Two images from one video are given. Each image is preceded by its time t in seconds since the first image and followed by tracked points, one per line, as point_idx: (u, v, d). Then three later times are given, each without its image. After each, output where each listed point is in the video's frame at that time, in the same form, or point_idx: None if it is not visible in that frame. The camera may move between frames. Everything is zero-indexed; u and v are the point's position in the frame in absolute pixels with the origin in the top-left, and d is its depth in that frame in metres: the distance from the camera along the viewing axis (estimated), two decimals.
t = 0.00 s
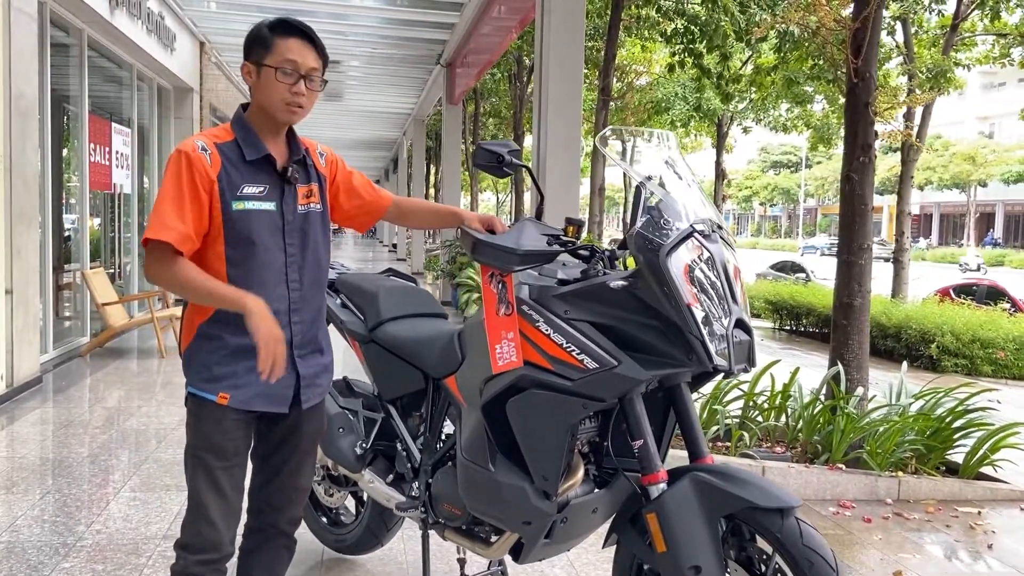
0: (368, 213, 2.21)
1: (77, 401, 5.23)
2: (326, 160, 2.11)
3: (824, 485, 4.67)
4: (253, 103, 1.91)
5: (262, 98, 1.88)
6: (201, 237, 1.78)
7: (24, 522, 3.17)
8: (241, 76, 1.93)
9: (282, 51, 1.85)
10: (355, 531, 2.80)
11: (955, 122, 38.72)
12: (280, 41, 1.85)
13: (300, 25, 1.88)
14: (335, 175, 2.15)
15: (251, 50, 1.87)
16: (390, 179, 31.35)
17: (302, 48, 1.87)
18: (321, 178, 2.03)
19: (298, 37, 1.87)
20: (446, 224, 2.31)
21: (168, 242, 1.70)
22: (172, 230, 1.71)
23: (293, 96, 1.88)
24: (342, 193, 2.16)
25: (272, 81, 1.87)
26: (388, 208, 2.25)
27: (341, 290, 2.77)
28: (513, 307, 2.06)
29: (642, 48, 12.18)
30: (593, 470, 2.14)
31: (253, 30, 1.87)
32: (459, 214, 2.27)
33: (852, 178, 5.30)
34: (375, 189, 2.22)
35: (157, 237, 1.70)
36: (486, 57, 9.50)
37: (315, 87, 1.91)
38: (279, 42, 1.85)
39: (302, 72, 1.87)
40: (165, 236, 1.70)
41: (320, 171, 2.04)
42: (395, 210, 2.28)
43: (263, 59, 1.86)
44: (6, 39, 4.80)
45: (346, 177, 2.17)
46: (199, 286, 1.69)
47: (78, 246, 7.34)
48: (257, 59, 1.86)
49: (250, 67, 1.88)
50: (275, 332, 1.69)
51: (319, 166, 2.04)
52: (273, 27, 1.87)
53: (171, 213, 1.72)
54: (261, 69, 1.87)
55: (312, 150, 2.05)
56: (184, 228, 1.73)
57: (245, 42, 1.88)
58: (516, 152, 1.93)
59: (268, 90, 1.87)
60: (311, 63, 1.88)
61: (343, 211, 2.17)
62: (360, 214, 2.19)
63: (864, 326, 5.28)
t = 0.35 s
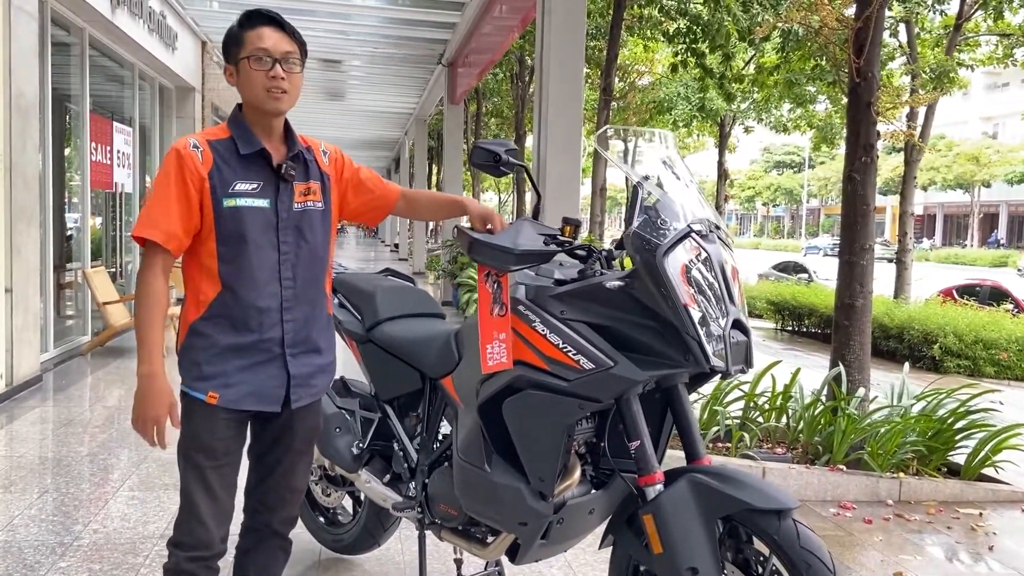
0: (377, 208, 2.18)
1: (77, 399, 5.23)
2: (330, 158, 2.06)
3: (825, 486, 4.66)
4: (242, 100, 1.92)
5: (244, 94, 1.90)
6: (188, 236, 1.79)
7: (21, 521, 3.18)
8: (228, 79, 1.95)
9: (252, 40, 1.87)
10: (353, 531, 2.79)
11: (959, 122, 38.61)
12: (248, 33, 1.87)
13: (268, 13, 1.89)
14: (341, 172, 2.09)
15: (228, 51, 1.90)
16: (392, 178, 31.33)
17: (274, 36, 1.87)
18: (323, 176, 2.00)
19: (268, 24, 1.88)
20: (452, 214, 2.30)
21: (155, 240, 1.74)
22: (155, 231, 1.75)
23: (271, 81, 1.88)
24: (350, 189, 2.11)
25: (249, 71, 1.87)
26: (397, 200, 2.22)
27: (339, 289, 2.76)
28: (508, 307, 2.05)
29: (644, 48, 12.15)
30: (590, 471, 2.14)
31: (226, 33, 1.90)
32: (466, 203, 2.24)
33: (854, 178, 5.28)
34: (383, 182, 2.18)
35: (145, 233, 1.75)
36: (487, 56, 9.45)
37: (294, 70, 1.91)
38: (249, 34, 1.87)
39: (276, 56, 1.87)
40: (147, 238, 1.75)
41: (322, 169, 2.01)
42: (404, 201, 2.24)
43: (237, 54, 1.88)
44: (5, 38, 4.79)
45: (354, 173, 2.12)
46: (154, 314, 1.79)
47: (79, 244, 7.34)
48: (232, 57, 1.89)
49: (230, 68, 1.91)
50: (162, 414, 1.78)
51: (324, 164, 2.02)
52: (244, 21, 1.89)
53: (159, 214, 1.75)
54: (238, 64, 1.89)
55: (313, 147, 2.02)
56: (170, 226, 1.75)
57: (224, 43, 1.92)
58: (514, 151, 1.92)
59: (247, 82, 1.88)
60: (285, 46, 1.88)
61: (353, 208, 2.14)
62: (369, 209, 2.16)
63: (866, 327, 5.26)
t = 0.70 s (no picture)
0: (366, 215, 2.17)
1: (82, 399, 5.26)
2: (321, 161, 2.06)
3: (828, 490, 4.63)
4: (234, 106, 1.92)
5: (235, 102, 1.90)
6: (176, 238, 1.79)
7: (20, 521, 3.20)
8: (220, 84, 1.95)
9: (245, 49, 1.86)
10: (347, 534, 2.80)
11: (970, 121, 38.35)
12: (240, 40, 1.86)
13: (262, 22, 1.89)
14: (331, 176, 2.09)
15: (220, 57, 1.90)
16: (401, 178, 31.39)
17: (265, 44, 1.87)
18: (314, 179, 2.00)
19: (262, 33, 1.88)
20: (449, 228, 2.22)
21: (142, 241, 1.74)
22: (143, 233, 1.75)
23: (262, 90, 1.88)
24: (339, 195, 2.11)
25: (239, 79, 1.87)
26: (389, 210, 2.20)
27: (334, 291, 2.77)
28: (496, 310, 2.05)
29: (652, 48, 12.12)
30: (582, 475, 2.13)
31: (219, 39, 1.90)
32: (463, 218, 2.18)
33: (859, 180, 5.24)
34: (375, 190, 2.18)
35: (133, 233, 1.75)
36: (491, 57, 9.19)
37: (286, 79, 1.90)
38: (241, 42, 1.86)
39: (267, 66, 1.87)
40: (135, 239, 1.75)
41: (313, 173, 2.01)
42: (397, 211, 2.21)
43: (229, 61, 1.87)
44: (10, 40, 4.82)
45: (343, 178, 2.12)
46: (151, 313, 1.78)
47: (86, 245, 7.38)
48: (224, 64, 1.89)
49: (223, 74, 1.91)
50: (171, 409, 1.75)
51: (314, 168, 2.01)
52: (238, 28, 1.88)
53: (147, 215, 1.75)
54: (229, 72, 1.88)
55: (304, 151, 2.02)
56: (158, 228, 1.76)
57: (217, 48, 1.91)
58: (503, 155, 1.92)
59: (238, 91, 1.88)
60: (276, 56, 1.88)
61: (343, 215, 2.14)
62: (358, 215, 2.15)
63: (871, 329, 5.21)
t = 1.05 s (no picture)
0: (354, 215, 2.16)
1: (91, 399, 5.30)
2: (312, 164, 2.07)
3: (836, 494, 4.58)
4: (227, 110, 1.92)
5: (229, 104, 1.90)
6: (171, 243, 1.78)
7: (23, 522, 3.21)
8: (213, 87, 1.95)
9: (242, 53, 1.86)
10: (347, 535, 2.79)
11: (988, 122, 37.96)
12: (237, 43, 1.86)
13: (257, 26, 1.89)
14: (320, 179, 2.10)
15: (216, 59, 1.89)
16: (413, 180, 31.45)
17: (261, 48, 1.87)
18: (305, 181, 2.01)
19: (257, 37, 1.88)
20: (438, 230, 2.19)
21: (136, 247, 1.72)
22: (138, 234, 1.73)
23: (256, 94, 1.88)
24: (329, 197, 2.11)
25: (234, 82, 1.87)
26: (378, 210, 2.19)
27: (333, 294, 2.76)
28: (489, 314, 2.04)
29: (663, 48, 12.06)
30: (577, 479, 2.12)
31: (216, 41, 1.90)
32: (453, 220, 2.14)
33: (869, 181, 5.19)
34: (364, 190, 2.17)
35: (127, 238, 1.73)
36: (502, 58, 9.26)
37: (280, 83, 1.90)
38: (238, 45, 1.87)
39: (263, 70, 1.87)
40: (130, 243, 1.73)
41: (304, 175, 2.01)
42: (386, 211, 2.20)
43: (225, 63, 1.87)
44: (20, 42, 4.86)
45: (333, 180, 2.12)
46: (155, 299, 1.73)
47: (97, 245, 7.42)
48: (219, 66, 1.89)
49: (218, 76, 1.91)
50: (214, 374, 1.72)
51: (305, 171, 2.02)
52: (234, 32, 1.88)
53: (139, 217, 1.74)
54: (224, 73, 1.88)
55: (296, 154, 2.03)
56: (153, 231, 1.74)
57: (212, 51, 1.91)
58: (495, 158, 1.92)
59: (231, 93, 1.88)
60: (271, 60, 1.88)
61: (332, 216, 2.13)
62: (347, 215, 2.15)
63: (881, 332, 5.16)
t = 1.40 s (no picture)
0: (356, 215, 2.16)
1: (101, 399, 5.33)
2: (310, 164, 2.08)
3: (846, 497, 4.54)
4: (225, 111, 1.92)
5: (228, 106, 1.90)
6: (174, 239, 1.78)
7: (31, 521, 3.23)
8: (211, 88, 1.95)
9: (240, 54, 1.86)
10: (350, 536, 2.79)
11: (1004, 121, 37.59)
12: (235, 45, 1.86)
13: (256, 28, 1.89)
14: (320, 179, 2.11)
15: (214, 61, 1.90)
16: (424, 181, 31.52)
17: (260, 50, 1.87)
18: (304, 181, 2.02)
19: (255, 38, 1.88)
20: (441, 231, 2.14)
21: (141, 240, 1.71)
22: (146, 225, 1.73)
23: (255, 96, 1.88)
24: (329, 196, 2.12)
25: (232, 83, 1.87)
26: (377, 209, 2.17)
27: (336, 294, 2.76)
28: (489, 314, 2.04)
29: (675, 48, 12.02)
30: (579, 480, 2.10)
31: (215, 42, 1.90)
32: (450, 220, 2.11)
33: (880, 182, 5.14)
34: (364, 189, 2.16)
35: (131, 234, 1.71)
36: (512, 58, 9.23)
37: (279, 85, 1.91)
38: (235, 47, 1.86)
39: (261, 71, 1.87)
40: (139, 235, 1.72)
41: (303, 175, 2.02)
42: (385, 211, 2.19)
43: (223, 65, 1.87)
44: (31, 44, 4.91)
45: (333, 180, 2.13)
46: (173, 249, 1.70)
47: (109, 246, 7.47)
48: (217, 68, 1.88)
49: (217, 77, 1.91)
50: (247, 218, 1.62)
51: (303, 171, 2.03)
52: (231, 33, 1.88)
53: (145, 212, 1.74)
54: (222, 76, 1.88)
55: (294, 154, 2.03)
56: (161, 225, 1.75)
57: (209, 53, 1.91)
58: (494, 158, 1.91)
59: (230, 94, 1.88)
60: (270, 62, 1.88)
61: (333, 215, 2.13)
62: (348, 216, 2.15)
63: (892, 334, 5.11)
